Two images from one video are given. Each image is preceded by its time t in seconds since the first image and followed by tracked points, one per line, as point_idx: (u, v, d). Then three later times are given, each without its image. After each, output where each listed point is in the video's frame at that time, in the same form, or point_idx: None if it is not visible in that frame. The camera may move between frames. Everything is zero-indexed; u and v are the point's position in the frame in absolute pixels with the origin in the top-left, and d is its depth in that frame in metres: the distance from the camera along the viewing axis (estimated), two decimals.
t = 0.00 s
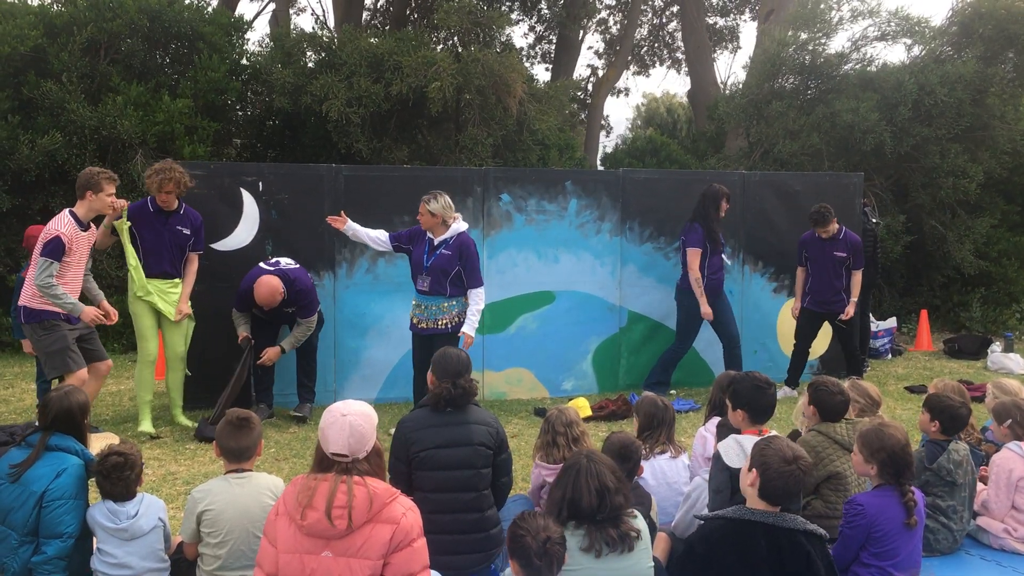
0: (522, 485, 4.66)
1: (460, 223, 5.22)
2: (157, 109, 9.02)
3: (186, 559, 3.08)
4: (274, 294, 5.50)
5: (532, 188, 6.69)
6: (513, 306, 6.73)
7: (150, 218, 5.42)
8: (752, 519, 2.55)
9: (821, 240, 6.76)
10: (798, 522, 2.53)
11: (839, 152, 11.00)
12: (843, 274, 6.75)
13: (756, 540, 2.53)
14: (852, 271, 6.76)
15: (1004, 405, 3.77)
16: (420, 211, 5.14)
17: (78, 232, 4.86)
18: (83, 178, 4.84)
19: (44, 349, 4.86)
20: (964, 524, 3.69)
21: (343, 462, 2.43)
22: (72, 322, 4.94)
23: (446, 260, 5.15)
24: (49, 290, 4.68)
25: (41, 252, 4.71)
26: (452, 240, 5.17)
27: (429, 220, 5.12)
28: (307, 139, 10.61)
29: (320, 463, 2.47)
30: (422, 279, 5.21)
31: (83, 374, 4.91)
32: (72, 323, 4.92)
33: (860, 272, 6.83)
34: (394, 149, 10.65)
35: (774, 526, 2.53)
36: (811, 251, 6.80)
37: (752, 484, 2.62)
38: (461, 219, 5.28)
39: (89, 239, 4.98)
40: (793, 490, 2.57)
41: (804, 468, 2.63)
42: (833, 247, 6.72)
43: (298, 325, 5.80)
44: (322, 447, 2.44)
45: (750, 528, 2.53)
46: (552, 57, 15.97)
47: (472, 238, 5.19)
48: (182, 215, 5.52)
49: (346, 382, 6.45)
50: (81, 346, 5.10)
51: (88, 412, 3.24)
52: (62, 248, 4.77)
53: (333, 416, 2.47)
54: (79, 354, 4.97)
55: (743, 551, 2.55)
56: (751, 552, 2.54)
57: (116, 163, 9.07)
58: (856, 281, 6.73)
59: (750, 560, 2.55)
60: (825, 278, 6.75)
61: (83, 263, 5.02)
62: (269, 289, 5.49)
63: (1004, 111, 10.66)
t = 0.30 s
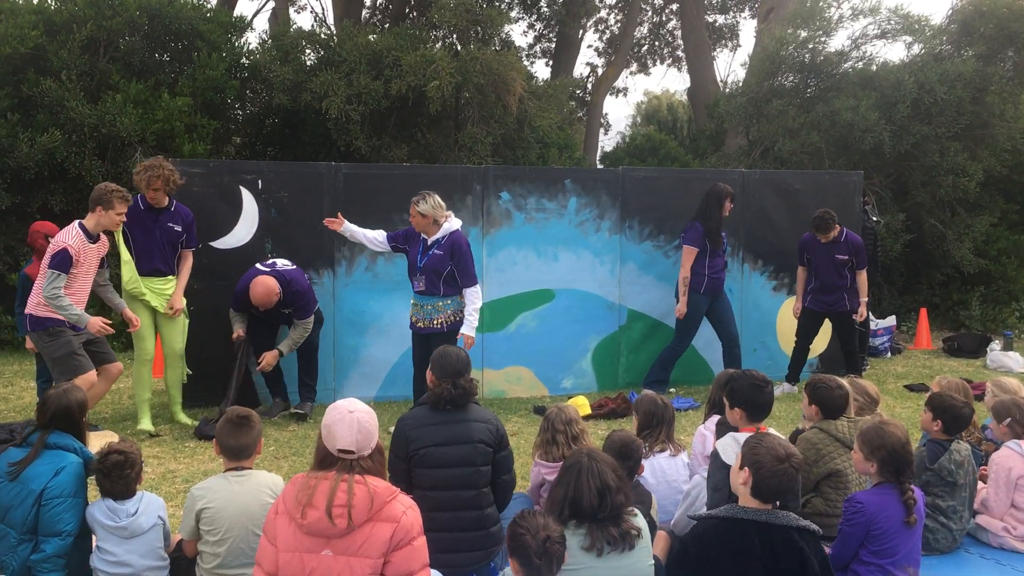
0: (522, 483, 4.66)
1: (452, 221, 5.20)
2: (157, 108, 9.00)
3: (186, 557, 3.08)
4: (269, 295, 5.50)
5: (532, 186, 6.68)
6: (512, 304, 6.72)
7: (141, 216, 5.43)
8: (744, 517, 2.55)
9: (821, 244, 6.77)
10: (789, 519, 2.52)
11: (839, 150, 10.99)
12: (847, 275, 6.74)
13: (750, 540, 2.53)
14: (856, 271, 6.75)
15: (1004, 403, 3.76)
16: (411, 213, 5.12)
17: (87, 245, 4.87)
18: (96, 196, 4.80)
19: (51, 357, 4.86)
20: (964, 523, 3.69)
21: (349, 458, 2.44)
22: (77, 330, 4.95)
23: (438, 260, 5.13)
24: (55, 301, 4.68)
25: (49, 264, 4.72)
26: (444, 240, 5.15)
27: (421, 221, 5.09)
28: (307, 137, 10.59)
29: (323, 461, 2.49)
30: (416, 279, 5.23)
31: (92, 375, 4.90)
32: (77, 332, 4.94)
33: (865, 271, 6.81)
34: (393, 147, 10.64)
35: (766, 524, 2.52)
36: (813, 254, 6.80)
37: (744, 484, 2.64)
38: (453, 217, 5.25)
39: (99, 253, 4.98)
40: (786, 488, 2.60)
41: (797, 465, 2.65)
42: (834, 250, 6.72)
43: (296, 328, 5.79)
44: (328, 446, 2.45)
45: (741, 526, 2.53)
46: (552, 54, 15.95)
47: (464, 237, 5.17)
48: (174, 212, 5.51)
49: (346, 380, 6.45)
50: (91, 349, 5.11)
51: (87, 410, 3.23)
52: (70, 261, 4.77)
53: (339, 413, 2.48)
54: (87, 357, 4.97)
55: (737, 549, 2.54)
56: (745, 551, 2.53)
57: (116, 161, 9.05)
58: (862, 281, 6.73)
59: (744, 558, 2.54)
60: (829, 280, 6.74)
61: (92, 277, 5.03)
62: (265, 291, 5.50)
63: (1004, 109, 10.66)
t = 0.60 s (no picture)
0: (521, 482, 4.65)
1: (447, 220, 5.15)
2: (156, 106, 8.98)
3: (185, 556, 3.07)
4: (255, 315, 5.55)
5: (532, 184, 6.68)
6: (512, 302, 6.72)
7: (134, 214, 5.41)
8: (741, 515, 2.55)
9: (812, 240, 6.77)
10: (787, 517, 2.52)
11: (838, 148, 10.99)
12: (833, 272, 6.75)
13: (748, 537, 2.53)
14: (844, 270, 6.78)
15: (1003, 401, 3.76)
16: (405, 212, 5.10)
17: (95, 261, 4.83)
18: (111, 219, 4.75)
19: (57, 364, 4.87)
20: (963, 521, 3.69)
21: (349, 456, 2.45)
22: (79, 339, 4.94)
23: (431, 260, 5.13)
24: (55, 312, 4.67)
25: (54, 276, 4.69)
26: (438, 240, 5.13)
27: (416, 221, 5.08)
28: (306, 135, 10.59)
29: (324, 459, 2.49)
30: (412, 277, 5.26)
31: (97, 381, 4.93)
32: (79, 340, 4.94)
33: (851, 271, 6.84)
34: (393, 145, 10.64)
35: (765, 521, 2.52)
36: (801, 250, 6.80)
37: (741, 481, 2.63)
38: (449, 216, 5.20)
39: (106, 269, 4.94)
40: (785, 485, 2.60)
41: (793, 462, 2.66)
42: (825, 247, 6.74)
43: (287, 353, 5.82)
44: (329, 444, 2.46)
45: (739, 524, 2.53)
46: (551, 52, 15.94)
47: (458, 236, 5.13)
48: (168, 209, 5.50)
49: (345, 379, 6.45)
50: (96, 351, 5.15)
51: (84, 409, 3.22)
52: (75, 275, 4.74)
53: (341, 410, 2.49)
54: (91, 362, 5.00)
55: (736, 547, 2.54)
56: (744, 548, 2.54)
57: (115, 160, 9.04)
58: (848, 280, 6.73)
59: (744, 556, 2.52)
60: (816, 276, 6.74)
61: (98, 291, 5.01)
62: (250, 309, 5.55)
63: (1003, 106, 10.66)
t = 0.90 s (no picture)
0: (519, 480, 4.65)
1: (442, 219, 5.15)
2: (154, 104, 8.96)
3: (183, 555, 3.07)
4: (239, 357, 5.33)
5: (530, 183, 6.67)
6: (510, 300, 6.72)
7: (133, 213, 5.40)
8: (742, 511, 2.56)
9: (816, 234, 6.77)
10: (788, 515, 2.53)
11: (836, 146, 11.00)
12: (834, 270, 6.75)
13: (748, 534, 2.53)
14: (844, 269, 6.77)
15: (1000, 399, 3.77)
16: (400, 211, 5.09)
17: (93, 284, 4.76)
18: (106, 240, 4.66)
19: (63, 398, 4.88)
20: (961, 520, 3.70)
21: (349, 454, 2.45)
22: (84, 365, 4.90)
23: (426, 259, 5.13)
24: (59, 342, 4.63)
25: (54, 306, 4.62)
26: (433, 238, 5.13)
27: (411, 220, 5.07)
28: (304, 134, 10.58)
29: (322, 458, 2.49)
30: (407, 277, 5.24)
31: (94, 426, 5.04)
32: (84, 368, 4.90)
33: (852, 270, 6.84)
34: (391, 143, 10.63)
35: (765, 518, 2.54)
36: (804, 243, 6.82)
37: (742, 476, 2.63)
38: (444, 214, 5.20)
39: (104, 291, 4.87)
40: (783, 482, 2.60)
41: (794, 458, 2.65)
42: (827, 242, 6.73)
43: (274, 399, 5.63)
44: (328, 444, 2.45)
45: (740, 521, 2.54)
46: (549, 51, 15.92)
47: (453, 234, 5.13)
48: (166, 207, 5.49)
49: (344, 377, 6.45)
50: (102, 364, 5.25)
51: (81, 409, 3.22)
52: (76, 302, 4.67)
53: (342, 407, 2.49)
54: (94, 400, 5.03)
55: (736, 543, 2.54)
56: (743, 544, 2.53)
57: (113, 158, 9.02)
58: (847, 279, 6.74)
59: (744, 553, 2.53)
60: (814, 272, 6.75)
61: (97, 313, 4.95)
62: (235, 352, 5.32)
63: (1001, 104, 10.67)
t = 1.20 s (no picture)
0: (517, 478, 4.66)
1: (434, 215, 5.14)
2: (151, 103, 8.95)
3: (180, 553, 3.07)
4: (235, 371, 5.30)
5: (527, 181, 6.67)
6: (507, 299, 6.71)
7: (131, 214, 5.38)
8: (744, 504, 2.56)
9: (808, 229, 6.83)
10: (789, 510, 2.54)
11: (833, 144, 11.01)
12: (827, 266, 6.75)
13: (748, 527, 2.53)
14: (838, 264, 6.74)
15: (997, 397, 3.78)
16: (392, 209, 5.09)
17: (92, 289, 4.72)
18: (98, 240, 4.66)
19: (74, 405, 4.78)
20: (958, 517, 3.70)
21: (346, 453, 2.44)
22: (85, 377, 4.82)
23: (421, 255, 5.13)
24: (65, 353, 4.54)
25: (57, 315, 4.55)
26: (427, 235, 5.13)
27: (403, 218, 5.07)
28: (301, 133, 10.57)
29: (319, 457, 2.48)
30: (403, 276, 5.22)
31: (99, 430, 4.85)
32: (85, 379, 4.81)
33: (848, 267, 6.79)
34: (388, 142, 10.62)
35: (767, 513, 2.53)
36: (798, 239, 6.87)
37: (745, 472, 2.64)
38: (437, 210, 5.19)
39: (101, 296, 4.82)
40: (781, 480, 2.60)
41: (796, 455, 2.66)
42: (817, 237, 6.77)
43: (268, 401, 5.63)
44: (325, 443, 2.45)
45: (741, 514, 2.53)
46: (546, 49, 15.91)
47: (447, 230, 5.12)
48: (164, 207, 5.48)
49: (341, 376, 6.44)
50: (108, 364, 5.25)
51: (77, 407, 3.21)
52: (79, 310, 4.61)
53: (338, 407, 2.48)
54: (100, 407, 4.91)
55: (736, 538, 2.54)
56: (741, 543, 2.53)
57: (109, 157, 9.01)
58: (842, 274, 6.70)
59: (744, 547, 2.53)
60: (807, 267, 6.79)
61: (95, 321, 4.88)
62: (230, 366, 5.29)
63: (997, 102, 10.68)
